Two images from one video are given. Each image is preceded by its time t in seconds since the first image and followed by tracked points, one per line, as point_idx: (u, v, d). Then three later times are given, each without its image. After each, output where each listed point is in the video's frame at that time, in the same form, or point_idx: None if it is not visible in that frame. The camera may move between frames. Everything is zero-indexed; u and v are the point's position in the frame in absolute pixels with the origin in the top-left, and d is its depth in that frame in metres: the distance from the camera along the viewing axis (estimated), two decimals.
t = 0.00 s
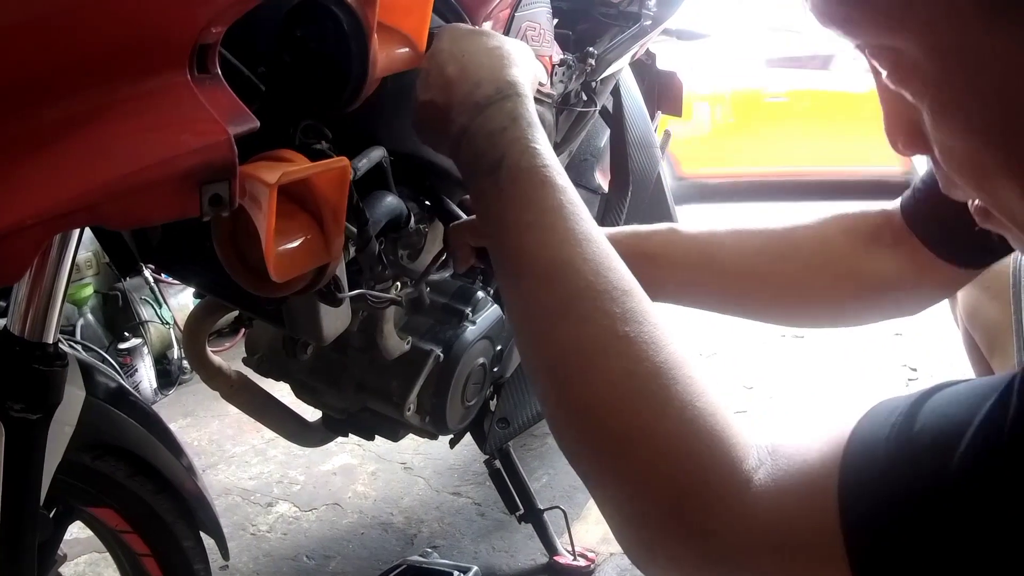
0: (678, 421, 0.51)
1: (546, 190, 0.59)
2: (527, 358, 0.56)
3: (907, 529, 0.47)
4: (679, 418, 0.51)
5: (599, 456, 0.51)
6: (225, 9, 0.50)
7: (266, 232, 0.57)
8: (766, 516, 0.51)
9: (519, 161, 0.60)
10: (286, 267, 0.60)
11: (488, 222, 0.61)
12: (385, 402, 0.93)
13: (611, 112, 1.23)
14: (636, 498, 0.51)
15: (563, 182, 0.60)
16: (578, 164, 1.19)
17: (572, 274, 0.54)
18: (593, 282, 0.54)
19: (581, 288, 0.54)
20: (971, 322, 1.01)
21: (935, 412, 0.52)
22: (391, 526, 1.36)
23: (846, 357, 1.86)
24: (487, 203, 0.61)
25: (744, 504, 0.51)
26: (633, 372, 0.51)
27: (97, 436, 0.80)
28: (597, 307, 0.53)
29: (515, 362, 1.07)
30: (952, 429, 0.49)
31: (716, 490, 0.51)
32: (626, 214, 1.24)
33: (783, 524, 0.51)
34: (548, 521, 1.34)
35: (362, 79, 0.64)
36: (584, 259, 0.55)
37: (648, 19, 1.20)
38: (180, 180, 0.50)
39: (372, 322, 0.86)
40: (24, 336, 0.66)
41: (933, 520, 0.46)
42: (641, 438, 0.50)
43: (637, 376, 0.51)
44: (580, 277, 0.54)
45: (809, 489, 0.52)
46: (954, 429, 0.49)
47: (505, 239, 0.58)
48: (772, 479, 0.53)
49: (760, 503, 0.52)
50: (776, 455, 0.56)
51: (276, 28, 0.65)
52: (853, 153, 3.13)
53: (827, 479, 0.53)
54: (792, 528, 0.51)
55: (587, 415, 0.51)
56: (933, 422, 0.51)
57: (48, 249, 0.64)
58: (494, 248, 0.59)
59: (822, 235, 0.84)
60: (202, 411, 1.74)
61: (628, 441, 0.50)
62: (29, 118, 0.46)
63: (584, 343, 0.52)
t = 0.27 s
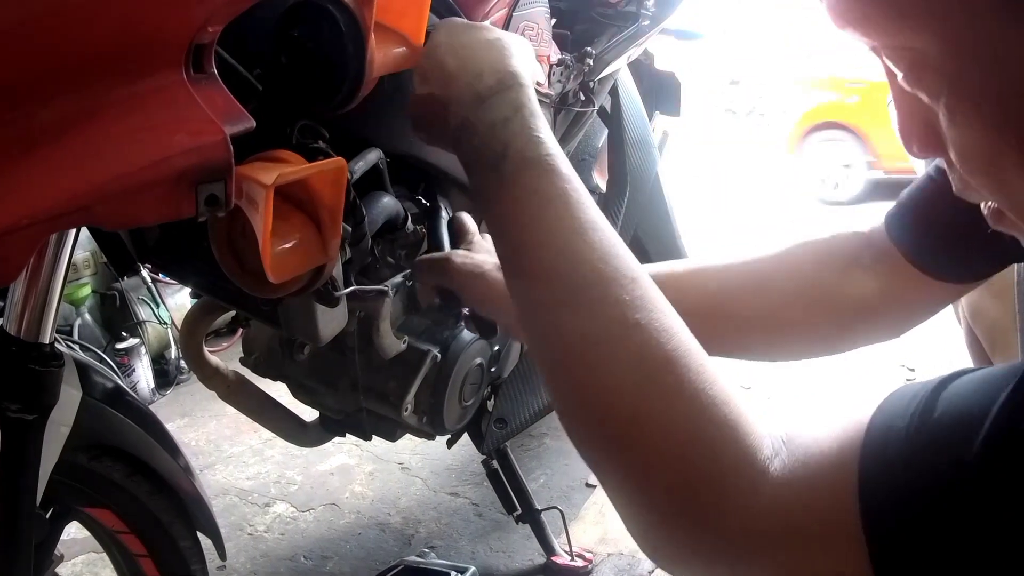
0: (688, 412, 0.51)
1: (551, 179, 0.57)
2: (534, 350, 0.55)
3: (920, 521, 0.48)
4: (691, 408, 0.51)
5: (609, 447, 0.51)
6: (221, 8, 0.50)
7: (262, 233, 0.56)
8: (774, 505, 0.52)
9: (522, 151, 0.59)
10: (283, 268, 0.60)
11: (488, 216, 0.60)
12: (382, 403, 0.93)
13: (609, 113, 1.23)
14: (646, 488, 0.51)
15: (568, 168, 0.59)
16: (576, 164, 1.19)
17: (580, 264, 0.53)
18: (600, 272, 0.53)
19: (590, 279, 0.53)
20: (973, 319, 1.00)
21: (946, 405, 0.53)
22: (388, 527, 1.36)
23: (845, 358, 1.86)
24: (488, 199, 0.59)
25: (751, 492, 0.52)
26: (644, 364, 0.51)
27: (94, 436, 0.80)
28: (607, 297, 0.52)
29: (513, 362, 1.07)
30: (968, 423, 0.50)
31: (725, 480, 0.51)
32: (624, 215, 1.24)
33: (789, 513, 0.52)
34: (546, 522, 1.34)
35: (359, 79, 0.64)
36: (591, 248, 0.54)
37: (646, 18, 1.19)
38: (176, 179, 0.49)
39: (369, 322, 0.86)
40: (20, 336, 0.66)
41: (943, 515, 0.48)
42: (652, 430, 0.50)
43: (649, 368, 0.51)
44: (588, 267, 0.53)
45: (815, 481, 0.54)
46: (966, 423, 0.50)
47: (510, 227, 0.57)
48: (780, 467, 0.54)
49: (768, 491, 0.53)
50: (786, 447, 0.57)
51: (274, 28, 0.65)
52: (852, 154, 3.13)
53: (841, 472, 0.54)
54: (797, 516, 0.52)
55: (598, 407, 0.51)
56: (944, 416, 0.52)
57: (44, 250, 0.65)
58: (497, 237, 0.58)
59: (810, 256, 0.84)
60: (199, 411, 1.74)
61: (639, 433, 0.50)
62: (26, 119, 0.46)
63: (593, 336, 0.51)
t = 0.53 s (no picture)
0: (659, 430, 0.50)
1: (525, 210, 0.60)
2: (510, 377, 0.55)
3: (903, 563, 0.46)
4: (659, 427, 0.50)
5: (578, 468, 0.51)
6: (216, 2, 0.49)
7: (256, 228, 0.56)
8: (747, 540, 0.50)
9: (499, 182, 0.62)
10: (279, 264, 0.60)
11: (469, 237, 0.61)
12: (378, 401, 0.93)
13: (607, 111, 1.23)
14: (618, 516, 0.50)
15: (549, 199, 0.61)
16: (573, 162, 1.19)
17: (554, 287, 0.55)
18: (575, 293, 0.55)
19: (560, 301, 0.54)
20: (966, 321, 1.00)
21: (928, 429, 0.51)
22: (385, 526, 1.36)
23: (843, 356, 1.86)
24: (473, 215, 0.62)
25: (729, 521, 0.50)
26: (613, 380, 0.51)
27: (89, 434, 0.80)
28: (578, 317, 0.53)
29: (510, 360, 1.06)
30: (949, 449, 0.49)
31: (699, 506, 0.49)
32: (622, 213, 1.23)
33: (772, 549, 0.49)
34: (544, 521, 1.33)
35: (356, 75, 0.64)
36: (566, 271, 0.56)
37: (644, 16, 1.19)
38: (170, 174, 0.49)
39: (365, 320, 0.86)
40: (14, 332, 0.65)
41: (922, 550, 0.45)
42: (624, 448, 0.50)
43: (618, 384, 0.51)
44: (562, 288, 0.55)
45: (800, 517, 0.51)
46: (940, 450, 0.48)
47: (488, 252, 0.59)
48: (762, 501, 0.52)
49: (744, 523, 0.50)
50: (770, 479, 0.55)
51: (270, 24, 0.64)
52: (850, 153, 3.14)
53: (825, 506, 0.52)
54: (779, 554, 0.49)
55: (568, 426, 0.51)
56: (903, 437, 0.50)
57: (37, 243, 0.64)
58: (474, 260, 0.59)
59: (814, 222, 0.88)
60: (196, 410, 1.73)
61: (609, 450, 0.50)
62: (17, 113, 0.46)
63: (565, 354, 0.52)
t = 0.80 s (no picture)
0: (649, 429, 0.49)
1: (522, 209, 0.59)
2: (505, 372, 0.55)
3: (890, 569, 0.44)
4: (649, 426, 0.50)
5: (567, 465, 0.50)
6: None
7: (257, 223, 0.56)
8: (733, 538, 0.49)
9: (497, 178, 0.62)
10: (280, 259, 0.60)
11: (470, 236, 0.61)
12: (377, 398, 0.93)
13: (607, 110, 1.23)
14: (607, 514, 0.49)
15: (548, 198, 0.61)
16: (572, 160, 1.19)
17: (551, 283, 0.54)
18: (571, 290, 0.54)
19: (555, 297, 0.54)
20: (968, 318, 1.00)
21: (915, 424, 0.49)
22: (384, 524, 1.36)
23: (840, 355, 1.87)
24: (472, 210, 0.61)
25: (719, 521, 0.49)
26: (605, 378, 0.50)
27: (88, 431, 0.79)
28: (573, 313, 0.53)
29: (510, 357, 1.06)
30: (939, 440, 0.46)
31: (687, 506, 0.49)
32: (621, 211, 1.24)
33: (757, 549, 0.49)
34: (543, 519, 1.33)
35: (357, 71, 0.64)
36: (563, 268, 0.55)
37: (643, 16, 1.19)
38: (173, 167, 0.49)
39: (364, 318, 0.85)
40: (13, 328, 0.65)
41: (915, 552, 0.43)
42: (612, 446, 0.49)
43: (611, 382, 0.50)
44: (558, 284, 0.54)
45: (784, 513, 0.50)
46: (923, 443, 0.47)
47: (486, 249, 0.58)
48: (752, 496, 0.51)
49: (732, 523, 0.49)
50: (752, 475, 0.54)
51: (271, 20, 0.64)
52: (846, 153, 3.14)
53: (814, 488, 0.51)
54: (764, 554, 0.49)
55: (558, 423, 0.51)
56: (891, 435, 0.48)
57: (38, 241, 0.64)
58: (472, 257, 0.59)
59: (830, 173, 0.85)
60: (194, 408, 1.73)
61: (603, 450, 0.49)
62: (17, 106, 0.45)
63: (558, 351, 0.52)
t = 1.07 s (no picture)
0: (667, 473, 0.46)
1: (528, 227, 0.55)
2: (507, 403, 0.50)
3: None
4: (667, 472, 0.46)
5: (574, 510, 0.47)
6: None
7: (262, 221, 0.56)
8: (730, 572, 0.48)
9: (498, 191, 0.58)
10: (284, 257, 0.59)
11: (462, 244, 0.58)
12: (378, 398, 0.93)
13: (607, 110, 1.23)
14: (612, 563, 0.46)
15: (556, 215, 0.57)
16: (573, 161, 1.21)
17: (555, 301, 0.50)
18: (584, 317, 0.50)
19: (569, 325, 0.49)
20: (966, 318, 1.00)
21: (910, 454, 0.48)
22: (384, 523, 1.36)
23: (839, 355, 1.87)
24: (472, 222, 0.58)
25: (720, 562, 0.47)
26: (623, 418, 0.47)
27: (90, 430, 0.79)
28: (588, 344, 0.49)
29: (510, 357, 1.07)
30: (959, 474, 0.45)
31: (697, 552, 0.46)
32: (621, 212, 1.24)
33: None
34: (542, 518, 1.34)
35: (360, 72, 0.64)
36: (573, 291, 0.51)
37: (644, 16, 1.19)
38: (180, 167, 0.50)
39: (366, 318, 0.86)
40: (17, 327, 0.65)
41: (923, 569, 0.43)
42: (631, 495, 0.45)
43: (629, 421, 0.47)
44: (571, 309, 0.50)
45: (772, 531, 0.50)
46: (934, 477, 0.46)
47: (490, 269, 0.54)
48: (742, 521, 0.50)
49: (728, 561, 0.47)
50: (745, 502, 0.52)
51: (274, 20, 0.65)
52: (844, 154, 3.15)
53: (803, 523, 0.50)
54: None
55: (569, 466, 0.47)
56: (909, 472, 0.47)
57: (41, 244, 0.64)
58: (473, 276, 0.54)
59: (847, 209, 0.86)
60: (194, 406, 1.73)
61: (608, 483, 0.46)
62: (23, 104, 0.45)
63: (575, 387, 0.47)
